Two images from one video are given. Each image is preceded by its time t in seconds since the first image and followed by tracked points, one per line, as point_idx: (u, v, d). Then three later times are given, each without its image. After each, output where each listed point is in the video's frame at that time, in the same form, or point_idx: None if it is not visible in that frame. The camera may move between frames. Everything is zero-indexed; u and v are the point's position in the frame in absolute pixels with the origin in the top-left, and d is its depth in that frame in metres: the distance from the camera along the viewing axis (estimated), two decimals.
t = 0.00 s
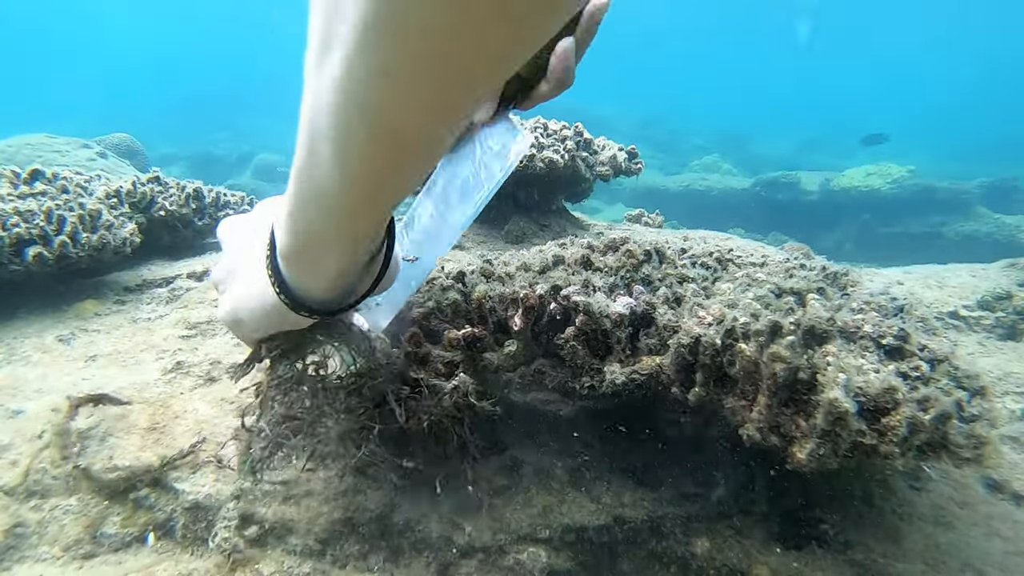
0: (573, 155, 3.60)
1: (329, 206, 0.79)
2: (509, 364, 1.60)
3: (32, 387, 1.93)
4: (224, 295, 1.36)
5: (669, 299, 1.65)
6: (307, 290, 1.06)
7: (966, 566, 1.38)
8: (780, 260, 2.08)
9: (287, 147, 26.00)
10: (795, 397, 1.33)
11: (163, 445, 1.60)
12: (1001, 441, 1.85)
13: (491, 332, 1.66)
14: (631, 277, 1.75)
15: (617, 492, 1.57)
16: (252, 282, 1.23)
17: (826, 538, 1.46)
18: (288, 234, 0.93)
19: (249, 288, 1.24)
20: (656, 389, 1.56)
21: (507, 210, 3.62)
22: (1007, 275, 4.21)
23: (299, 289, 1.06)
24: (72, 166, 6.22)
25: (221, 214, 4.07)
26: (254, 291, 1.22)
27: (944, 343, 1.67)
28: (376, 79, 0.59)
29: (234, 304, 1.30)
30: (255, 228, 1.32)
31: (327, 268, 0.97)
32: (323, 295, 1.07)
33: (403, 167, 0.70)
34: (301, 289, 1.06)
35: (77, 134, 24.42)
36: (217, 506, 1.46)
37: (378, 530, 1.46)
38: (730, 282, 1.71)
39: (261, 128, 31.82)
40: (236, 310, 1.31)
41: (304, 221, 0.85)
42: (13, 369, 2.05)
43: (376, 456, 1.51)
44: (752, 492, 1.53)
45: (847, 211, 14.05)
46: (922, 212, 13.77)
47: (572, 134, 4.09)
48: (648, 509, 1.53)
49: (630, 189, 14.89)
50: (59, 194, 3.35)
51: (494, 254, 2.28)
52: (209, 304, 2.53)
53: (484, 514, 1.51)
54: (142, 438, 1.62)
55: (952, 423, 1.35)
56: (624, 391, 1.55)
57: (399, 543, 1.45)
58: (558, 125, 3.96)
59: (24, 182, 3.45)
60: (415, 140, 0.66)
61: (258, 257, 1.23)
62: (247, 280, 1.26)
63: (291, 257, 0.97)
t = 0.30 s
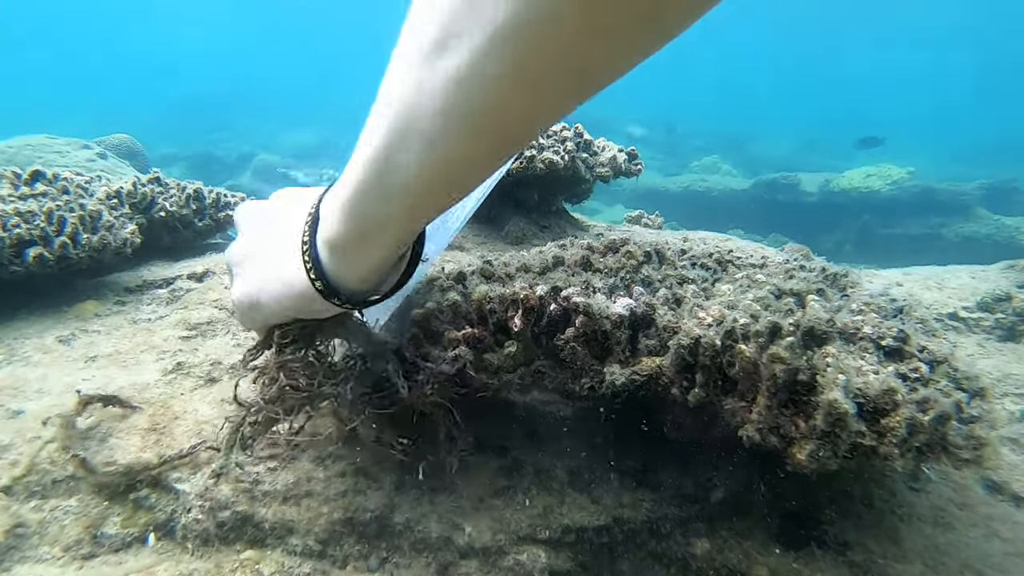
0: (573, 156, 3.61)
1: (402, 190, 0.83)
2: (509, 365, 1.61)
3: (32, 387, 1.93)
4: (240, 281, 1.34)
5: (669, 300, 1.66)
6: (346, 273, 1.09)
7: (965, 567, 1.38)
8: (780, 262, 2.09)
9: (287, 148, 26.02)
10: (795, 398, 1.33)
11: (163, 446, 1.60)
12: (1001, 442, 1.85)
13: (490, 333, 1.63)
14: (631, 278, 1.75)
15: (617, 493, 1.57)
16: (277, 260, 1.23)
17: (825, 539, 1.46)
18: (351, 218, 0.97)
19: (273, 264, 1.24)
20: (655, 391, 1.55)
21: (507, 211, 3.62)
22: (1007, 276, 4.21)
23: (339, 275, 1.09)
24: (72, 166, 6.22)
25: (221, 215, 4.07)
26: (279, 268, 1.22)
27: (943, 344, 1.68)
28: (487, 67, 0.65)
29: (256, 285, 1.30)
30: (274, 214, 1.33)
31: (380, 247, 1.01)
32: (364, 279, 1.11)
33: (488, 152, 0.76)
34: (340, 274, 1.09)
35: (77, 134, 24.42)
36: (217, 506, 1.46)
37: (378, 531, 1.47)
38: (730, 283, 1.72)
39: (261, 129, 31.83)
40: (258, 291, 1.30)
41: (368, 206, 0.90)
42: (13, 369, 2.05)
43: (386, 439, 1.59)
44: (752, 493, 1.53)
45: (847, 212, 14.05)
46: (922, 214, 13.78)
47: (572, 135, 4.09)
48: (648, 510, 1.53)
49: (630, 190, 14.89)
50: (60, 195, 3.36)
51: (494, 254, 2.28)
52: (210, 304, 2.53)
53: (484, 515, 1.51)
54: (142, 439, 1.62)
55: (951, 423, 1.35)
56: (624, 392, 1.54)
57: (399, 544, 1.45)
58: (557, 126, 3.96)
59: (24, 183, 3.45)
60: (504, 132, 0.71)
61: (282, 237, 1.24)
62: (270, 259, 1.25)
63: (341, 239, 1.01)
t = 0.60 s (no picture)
0: (574, 156, 3.61)
1: (420, 123, 0.87)
2: (510, 365, 1.62)
3: (32, 387, 1.92)
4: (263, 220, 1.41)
5: (670, 300, 1.65)
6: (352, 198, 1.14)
7: (965, 568, 1.38)
8: (781, 262, 2.09)
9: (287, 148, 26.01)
10: (796, 399, 1.33)
11: (163, 446, 1.60)
12: (1002, 443, 1.85)
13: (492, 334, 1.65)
14: (632, 279, 1.75)
15: (618, 493, 1.57)
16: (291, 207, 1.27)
17: (826, 539, 1.46)
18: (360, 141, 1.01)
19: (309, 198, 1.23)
20: (656, 391, 1.55)
21: (507, 211, 3.63)
22: (1006, 277, 4.21)
23: (341, 195, 1.15)
24: (72, 166, 6.21)
25: (221, 215, 4.07)
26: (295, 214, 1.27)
27: (944, 345, 1.68)
28: (508, 14, 0.66)
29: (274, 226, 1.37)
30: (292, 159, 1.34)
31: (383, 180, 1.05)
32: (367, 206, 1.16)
33: (505, 97, 0.77)
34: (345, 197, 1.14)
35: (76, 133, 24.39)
36: (217, 506, 1.46)
37: (378, 531, 1.47)
38: (731, 283, 1.72)
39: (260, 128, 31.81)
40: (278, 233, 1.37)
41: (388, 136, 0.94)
42: (13, 369, 2.05)
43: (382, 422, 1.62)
44: (752, 494, 1.53)
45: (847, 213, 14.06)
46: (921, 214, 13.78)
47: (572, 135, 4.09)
48: (649, 511, 1.53)
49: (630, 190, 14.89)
50: (59, 194, 3.35)
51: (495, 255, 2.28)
52: (210, 304, 2.53)
53: (484, 516, 1.51)
54: (142, 439, 1.62)
55: (952, 424, 1.36)
56: (624, 392, 1.54)
57: (400, 545, 1.45)
58: (558, 126, 3.96)
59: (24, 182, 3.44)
60: (519, 77, 0.73)
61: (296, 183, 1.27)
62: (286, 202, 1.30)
63: (348, 160, 1.06)
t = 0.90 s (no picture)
0: (574, 156, 3.61)
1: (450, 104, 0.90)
2: (508, 365, 1.64)
3: (31, 386, 1.92)
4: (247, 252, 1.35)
5: (669, 300, 1.64)
6: (372, 184, 1.16)
7: (965, 568, 1.38)
8: (779, 263, 2.10)
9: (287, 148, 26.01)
10: (795, 399, 1.33)
11: (162, 445, 1.60)
12: (1001, 443, 1.85)
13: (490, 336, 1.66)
14: (632, 279, 1.75)
15: (617, 493, 1.57)
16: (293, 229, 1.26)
17: (825, 539, 1.46)
18: (390, 119, 1.03)
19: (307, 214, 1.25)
20: (656, 391, 1.54)
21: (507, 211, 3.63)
22: (1006, 277, 4.21)
23: (364, 180, 1.16)
24: (70, 166, 6.20)
25: (220, 215, 4.07)
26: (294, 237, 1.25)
27: (943, 346, 1.68)
28: None
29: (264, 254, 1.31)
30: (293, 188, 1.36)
31: (408, 161, 1.06)
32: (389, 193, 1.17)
33: (537, 74, 0.81)
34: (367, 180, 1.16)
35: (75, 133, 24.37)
36: (216, 506, 1.46)
37: (377, 531, 1.46)
38: (731, 283, 1.72)
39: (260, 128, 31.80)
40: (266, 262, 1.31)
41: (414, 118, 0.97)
42: (12, 368, 2.05)
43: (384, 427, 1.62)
44: (751, 494, 1.54)
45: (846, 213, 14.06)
46: (921, 215, 13.79)
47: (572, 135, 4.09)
48: (649, 511, 1.53)
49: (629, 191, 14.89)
50: (59, 194, 3.35)
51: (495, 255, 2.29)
52: (209, 304, 2.53)
53: (484, 516, 1.51)
54: (141, 438, 1.62)
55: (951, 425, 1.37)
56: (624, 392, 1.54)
57: (398, 545, 1.45)
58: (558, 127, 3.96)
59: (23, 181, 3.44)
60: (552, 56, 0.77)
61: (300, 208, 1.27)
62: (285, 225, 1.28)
63: (372, 148, 1.09)
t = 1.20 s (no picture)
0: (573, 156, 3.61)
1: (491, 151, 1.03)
2: (508, 366, 1.65)
3: (30, 386, 1.92)
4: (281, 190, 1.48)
5: (669, 300, 1.63)
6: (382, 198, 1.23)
7: (963, 568, 1.38)
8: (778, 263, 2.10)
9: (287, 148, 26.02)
10: (794, 399, 1.33)
11: (161, 445, 1.60)
12: (1000, 444, 1.85)
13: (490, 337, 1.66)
14: (631, 279, 1.74)
15: (617, 493, 1.57)
16: (322, 189, 1.36)
17: (824, 540, 1.46)
18: (413, 152, 1.12)
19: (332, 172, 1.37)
20: (656, 391, 1.56)
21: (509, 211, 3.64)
22: (1005, 277, 4.21)
23: (376, 204, 1.24)
24: (70, 166, 6.19)
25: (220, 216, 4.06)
26: (319, 196, 1.35)
27: (941, 346, 1.68)
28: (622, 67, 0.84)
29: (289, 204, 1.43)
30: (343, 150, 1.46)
31: (428, 193, 1.17)
32: (395, 216, 1.27)
33: (585, 128, 0.95)
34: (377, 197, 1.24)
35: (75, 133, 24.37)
36: (216, 506, 1.46)
37: (376, 531, 1.47)
38: (729, 283, 1.73)
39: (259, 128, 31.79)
40: (288, 209, 1.42)
41: (448, 157, 1.08)
42: (11, 368, 2.05)
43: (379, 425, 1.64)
44: (751, 495, 1.53)
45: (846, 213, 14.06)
46: (921, 215, 13.80)
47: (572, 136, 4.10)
48: (648, 511, 1.53)
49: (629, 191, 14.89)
50: (59, 194, 3.35)
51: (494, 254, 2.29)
52: (208, 304, 2.53)
53: (483, 516, 1.51)
54: (141, 438, 1.62)
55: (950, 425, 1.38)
56: (624, 391, 1.56)
57: (397, 544, 1.45)
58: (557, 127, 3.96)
59: (23, 181, 3.44)
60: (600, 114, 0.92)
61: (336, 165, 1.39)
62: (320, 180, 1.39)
63: (393, 176, 1.18)
